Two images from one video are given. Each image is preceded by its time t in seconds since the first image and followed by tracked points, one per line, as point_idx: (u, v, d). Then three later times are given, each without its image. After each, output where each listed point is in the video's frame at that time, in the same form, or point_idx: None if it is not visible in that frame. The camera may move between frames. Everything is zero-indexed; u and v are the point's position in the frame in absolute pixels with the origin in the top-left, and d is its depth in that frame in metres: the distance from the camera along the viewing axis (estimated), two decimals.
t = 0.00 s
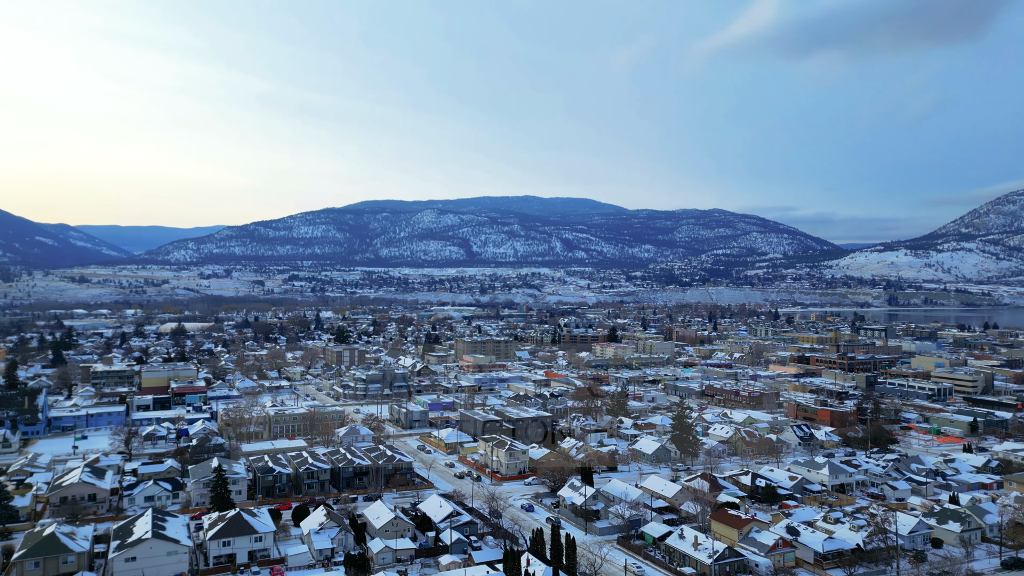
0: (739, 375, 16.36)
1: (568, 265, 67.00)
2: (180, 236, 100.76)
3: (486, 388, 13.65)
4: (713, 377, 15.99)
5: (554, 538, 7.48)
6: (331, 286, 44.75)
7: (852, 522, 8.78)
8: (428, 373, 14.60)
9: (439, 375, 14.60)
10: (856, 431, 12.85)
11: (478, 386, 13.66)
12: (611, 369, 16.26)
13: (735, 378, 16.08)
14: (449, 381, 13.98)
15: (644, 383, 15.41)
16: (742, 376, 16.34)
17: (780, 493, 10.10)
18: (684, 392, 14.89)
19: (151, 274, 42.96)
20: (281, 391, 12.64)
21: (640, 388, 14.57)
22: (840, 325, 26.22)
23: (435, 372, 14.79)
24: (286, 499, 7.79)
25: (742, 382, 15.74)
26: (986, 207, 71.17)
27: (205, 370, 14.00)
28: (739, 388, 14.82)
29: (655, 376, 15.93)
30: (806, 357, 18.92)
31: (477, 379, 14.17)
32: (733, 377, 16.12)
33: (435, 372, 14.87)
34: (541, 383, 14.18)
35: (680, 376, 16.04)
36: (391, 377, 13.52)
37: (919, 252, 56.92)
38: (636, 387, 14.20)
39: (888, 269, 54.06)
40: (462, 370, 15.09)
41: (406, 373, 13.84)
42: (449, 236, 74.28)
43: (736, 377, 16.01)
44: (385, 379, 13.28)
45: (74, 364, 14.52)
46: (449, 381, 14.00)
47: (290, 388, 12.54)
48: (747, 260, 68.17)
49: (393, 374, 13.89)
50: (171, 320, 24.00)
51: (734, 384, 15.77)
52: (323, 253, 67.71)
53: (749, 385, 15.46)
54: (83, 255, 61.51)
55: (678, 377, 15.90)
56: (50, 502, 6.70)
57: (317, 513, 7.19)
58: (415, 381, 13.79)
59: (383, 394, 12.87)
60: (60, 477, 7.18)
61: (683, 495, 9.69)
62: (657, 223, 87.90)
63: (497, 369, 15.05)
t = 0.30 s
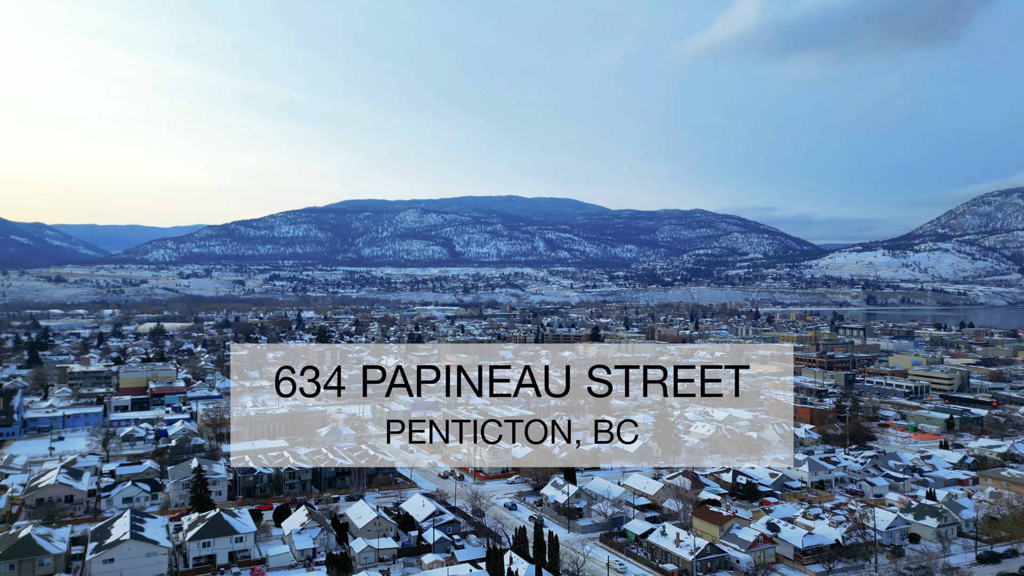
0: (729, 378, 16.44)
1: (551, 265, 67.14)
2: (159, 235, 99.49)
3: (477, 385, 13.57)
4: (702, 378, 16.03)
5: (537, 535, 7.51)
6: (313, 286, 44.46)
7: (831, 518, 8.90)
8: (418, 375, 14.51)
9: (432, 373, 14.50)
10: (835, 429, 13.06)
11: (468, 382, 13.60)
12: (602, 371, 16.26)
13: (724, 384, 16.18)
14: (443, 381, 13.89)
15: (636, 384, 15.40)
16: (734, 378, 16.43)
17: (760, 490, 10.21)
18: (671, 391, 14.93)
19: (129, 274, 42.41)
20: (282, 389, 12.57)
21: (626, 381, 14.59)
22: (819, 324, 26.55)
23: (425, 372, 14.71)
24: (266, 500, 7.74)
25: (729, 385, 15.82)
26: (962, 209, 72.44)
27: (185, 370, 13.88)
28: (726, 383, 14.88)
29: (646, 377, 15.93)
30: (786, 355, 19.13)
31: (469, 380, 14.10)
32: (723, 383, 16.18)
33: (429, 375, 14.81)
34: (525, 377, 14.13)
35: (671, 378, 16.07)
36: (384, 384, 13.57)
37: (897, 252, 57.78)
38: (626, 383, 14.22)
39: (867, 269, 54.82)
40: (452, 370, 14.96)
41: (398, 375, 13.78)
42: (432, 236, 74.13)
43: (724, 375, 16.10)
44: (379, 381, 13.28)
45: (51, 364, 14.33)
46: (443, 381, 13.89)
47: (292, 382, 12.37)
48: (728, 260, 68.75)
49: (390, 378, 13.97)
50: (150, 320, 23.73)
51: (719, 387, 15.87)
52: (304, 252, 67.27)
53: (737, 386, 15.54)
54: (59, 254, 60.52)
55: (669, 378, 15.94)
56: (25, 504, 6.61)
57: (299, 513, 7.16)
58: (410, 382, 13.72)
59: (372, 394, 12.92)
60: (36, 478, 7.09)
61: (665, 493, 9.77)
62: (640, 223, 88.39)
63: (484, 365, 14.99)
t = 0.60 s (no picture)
0: (730, 378, 16.57)
1: (534, 265, 67.20)
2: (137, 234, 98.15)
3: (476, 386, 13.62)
4: (700, 377, 16.14)
5: (520, 534, 7.52)
6: (294, 285, 44.15)
7: (811, 514, 9.00)
8: (410, 377, 14.44)
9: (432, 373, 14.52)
10: (815, 426, 13.24)
11: (467, 382, 13.66)
12: (600, 370, 16.30)
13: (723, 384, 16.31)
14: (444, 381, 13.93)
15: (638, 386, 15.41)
16: (734, 378, 16.58)
17: (741, 487, 10.31)
18: (670, 391, 14.95)
19: (107, 273, 41.85)
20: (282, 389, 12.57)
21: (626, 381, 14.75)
22: (799, 324, 26.87)
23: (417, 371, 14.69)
24: (247, 500, 7.68)
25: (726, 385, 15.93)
26: (938, 210, 73.64)
27: (164, 370, 13.73)
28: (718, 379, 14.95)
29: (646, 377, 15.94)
30: (767, 354, 19.34)
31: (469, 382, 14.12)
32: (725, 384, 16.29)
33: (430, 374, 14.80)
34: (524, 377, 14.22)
35: (671, 377, 16.13)
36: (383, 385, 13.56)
37: (875, 252, 58.58)
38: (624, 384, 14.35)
39: (846, 269, 55.54)
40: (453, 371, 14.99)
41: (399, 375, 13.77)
42: (415, 235, 73.92)
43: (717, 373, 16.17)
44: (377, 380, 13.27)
45: (26, 365, 14.11)
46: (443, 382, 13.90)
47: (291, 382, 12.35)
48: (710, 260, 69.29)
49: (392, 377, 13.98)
50: (128, 320, 23.44)
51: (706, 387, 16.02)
52: (285, 252, 66.80)
53: (735, 386, 15.67)
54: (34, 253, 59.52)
55: (670, 377, 15.98)
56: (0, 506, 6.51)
57: (280, 512, 7.11)
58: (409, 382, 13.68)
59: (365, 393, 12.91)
60: (12, 479, 6.99)
61: (648, 491, 9.84)
62: (623, 223, 88.82)
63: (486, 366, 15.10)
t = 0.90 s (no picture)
0: (730, 378, 16.71)
1: (517, 265, 67.27)
2: (115, 234, 96.76)
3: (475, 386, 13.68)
4: (700, 378, 16.25)
5: (503, 532, 7.54)
6: (275, 285, 43.82)
7: (791, 511, 9.11)
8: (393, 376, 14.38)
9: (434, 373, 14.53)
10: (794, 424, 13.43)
11: (467, 381, 13.75)
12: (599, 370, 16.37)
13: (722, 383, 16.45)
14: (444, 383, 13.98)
15: (637, 386, 15.47)
16: (733, 377, 16.72)
17: (722, 484, 10.41)
18: (670, 391, 15.01)
19: (85, 273, 41.22)
20: (281, 392, 12.59)
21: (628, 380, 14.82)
22: (780, 323, 27.16)
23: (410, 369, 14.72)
24: (227, 501, 7.63)
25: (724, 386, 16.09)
26: (916, 210, 74.77)
27: (143, 370, 13.57)
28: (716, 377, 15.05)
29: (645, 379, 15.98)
30: (748, 353, 19.52)
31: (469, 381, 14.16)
32: (726, 382, 16.43)
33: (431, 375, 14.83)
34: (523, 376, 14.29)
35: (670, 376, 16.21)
36: (383, 385, 13.59)
37: (854, 252, 59.34)
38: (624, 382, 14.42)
39: (825, 269, 56.21)
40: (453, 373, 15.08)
41: (399, 376, 13.78)
42: (397, 235, 73.69)
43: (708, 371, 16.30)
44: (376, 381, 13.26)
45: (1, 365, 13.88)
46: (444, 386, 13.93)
47: (291, 380, 12.33)
48: (692, 259, 69.80)
49: (391, 378, 13.99)
50: (105, 320, 23.13)
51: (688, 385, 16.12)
52: (267, 251, 66.27)
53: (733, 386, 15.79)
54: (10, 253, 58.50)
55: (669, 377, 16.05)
56: None
57: (261, 513, 7.07)
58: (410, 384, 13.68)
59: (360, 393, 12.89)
60: None
61: (631, 489, 9.90)
62: (606, 223, 89.19)
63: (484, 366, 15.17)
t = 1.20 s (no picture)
0: (730, 379, 16.83)
1: (501, 265, 67.31)
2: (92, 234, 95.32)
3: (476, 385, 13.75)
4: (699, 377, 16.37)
5: (487, 531, 7.55)
6: (257, 285, 43.46)
7: (772, 508, 9.20)
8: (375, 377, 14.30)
9: (432, 374, 14.58)
10: (775, 421, 13.58)
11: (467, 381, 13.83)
12: (599, 370, 16.47)
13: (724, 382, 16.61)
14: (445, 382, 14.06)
15: (637, 386, 15.57)
16: (734, 377, 16.83)
17: (704, 481, 10.50)
18: (670, 391, 15.10)
19: (61, 273, 40.58)
20: (282, 391, 12.54)
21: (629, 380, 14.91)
22: (761, 323, 27.45)
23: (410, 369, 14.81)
24: (208, 502, 7.56)
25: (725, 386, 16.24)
26: (894, 211, 75.89)
27: (121, 371, 13.40)
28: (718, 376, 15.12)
29: (646, 379, 16.12)
30: (729, 353, 19.70)
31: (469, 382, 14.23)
32: (727, 382, 16.53)
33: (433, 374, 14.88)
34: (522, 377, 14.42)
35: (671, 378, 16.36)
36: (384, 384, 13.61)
37: (834, 252, 60.10)
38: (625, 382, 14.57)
39: (805, 269, 56.86)
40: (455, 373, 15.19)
41: (399, 376, 13.82)
42: (380, 234, 73.43)
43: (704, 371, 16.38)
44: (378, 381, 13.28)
45: None
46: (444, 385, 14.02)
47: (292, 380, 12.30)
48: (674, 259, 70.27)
49: (391, 378, 13.99)
50: (82, 320, 22.78)
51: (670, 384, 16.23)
52: (247, 250, 65.71)
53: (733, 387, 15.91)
54: None
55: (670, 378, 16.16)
56: None
57: (242, 513, 7.01)
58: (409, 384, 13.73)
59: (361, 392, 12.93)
60: None
61: (614, 487, 9.94)
62: (589, 223, 89.53)
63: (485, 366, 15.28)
